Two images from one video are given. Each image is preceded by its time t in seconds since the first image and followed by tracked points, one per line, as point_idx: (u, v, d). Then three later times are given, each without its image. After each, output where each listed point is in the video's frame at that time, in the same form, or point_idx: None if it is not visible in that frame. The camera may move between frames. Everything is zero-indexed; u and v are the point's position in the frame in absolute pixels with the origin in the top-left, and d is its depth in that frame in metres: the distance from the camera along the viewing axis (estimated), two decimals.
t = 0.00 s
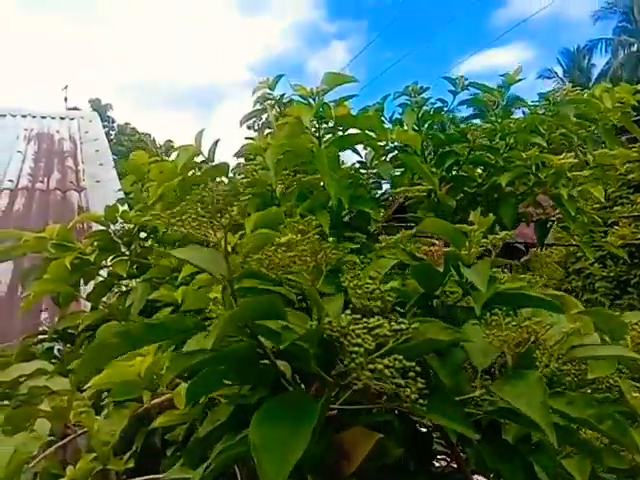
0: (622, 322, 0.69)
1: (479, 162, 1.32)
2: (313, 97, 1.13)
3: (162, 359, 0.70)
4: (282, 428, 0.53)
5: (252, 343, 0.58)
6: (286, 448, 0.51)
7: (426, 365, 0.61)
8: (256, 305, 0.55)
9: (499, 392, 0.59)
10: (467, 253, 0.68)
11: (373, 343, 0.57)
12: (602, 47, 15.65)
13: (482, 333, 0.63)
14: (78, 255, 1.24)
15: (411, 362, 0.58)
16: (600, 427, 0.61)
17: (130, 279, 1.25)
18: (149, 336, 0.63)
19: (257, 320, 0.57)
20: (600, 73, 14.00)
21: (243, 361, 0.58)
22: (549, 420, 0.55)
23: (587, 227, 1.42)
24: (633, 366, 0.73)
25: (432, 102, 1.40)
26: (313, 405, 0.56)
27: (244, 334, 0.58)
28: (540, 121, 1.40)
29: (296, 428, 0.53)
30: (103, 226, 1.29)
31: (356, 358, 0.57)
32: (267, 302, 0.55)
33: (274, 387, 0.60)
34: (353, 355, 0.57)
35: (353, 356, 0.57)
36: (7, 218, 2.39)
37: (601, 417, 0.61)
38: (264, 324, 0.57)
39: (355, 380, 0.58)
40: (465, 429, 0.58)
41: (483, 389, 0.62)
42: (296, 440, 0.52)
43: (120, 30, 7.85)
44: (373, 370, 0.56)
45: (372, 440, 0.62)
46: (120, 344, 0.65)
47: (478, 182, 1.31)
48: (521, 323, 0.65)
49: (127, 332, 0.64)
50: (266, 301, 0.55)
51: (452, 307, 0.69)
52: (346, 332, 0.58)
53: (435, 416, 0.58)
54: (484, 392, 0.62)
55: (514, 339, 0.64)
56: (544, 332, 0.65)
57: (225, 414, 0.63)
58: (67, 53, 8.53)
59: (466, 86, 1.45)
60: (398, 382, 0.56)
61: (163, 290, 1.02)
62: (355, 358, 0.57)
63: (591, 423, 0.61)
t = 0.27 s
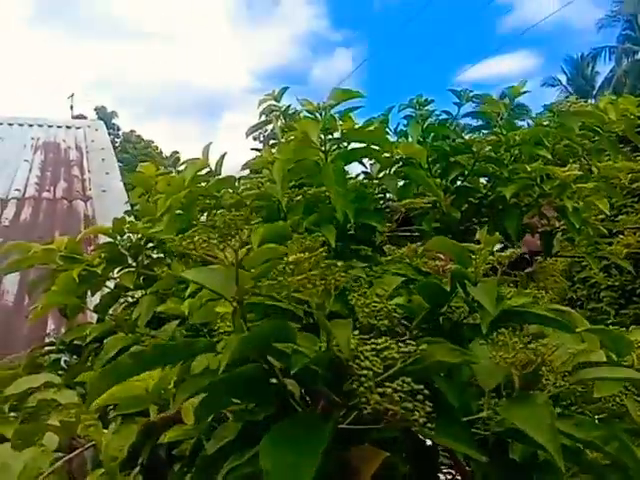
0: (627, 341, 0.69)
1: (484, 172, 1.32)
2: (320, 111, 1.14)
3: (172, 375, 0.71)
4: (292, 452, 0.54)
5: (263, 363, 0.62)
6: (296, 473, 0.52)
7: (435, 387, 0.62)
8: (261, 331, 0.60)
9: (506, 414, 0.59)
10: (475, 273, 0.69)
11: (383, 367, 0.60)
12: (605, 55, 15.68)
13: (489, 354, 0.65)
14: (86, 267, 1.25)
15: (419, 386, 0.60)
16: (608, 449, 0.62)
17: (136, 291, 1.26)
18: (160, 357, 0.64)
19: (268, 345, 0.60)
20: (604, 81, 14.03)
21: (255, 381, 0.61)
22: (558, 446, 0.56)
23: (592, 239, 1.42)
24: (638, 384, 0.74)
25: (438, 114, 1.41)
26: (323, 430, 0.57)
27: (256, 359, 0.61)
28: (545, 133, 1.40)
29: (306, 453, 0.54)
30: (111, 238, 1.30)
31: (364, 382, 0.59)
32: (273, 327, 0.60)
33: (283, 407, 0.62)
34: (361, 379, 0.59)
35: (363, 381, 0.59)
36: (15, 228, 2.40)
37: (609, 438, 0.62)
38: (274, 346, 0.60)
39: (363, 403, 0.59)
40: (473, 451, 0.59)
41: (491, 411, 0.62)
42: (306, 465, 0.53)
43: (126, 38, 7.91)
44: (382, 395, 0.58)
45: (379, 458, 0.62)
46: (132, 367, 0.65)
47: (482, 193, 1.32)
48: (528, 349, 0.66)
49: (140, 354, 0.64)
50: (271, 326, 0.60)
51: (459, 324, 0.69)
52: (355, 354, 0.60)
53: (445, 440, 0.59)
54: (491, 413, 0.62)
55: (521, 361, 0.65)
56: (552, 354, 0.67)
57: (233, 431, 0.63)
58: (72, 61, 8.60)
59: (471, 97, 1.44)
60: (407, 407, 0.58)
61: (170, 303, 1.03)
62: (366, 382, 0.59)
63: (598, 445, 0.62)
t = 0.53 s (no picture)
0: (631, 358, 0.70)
1: (486, 182, 1.34)
2: (324, 125, 1.16)
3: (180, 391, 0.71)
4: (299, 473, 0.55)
5: (271, 385, 0.63)
6: None
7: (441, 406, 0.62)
8: (275, 355, 0.60)
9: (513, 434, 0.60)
10: (479, 289, 0.71)
11: (391, 389, 0.61)
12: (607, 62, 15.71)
13: (495, 372, 0.65)
14: (92, 278, 1.26)
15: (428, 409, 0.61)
16: (614, 469, 0.62)
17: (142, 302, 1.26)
18: (170, 378, 0.64)
19: (281, 368, 0.60)
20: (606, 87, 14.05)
21: (262, 402, 0.62)
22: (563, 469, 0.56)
23: (595, 249, 1.43)
24: None
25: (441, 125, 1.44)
26: (331, 452, 0.57)
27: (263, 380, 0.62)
28: (548, 143, 1.40)
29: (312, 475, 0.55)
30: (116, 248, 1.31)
31: (371, 405, 0.60)
32: (287, 352, 0.60)
33: (290, 426, 0.63)
34: (367, 400, 0.60)
35: (370, 403, 0.60)
36: (20, 237, 2.42)
37: (615, 458, 0.62)
38: (283, 369, 0.60)
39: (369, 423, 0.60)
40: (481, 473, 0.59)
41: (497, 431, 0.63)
42: None
43: (128, 45, 7.95)
44: (390, 419, 0.60)
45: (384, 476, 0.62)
46: (141, 389, 0.64)
47: (483, 203, 1.34)
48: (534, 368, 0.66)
49: (150, 374, 0.63)
50: (285, 351, 0.60)
51: (464, 339, 0.70)
52: (362, 375, 0.61)
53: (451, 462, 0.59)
54: (497, 433, 0.63)
55: (526, 381, 0.65)
56: (558, 373, 0.67)
57: (240, 447, 0.64)
58: (75, 67, 8.64)
59: (474, 108, 1.49)
60: (415, 430, 0.59)
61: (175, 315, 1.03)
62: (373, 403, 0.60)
63: (604, 465, 0.62)
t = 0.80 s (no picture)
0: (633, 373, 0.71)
1: (488, 191, 1.34)
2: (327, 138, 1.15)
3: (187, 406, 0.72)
4: None
5: (279, 404, 0.63)
6: None
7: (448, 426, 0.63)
8: (285, 378, 0.60)
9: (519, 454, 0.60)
10: (485, 304, 0.72)
11: (398, 410, 0.61)
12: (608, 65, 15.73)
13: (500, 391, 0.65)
14: (97, 289, 1.25)
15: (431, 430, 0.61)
16: None
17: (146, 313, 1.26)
18: (179, 400, 0.64)
19: (291, 389, 0.60)
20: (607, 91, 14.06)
21: (269, 421, 0.63)
22: None
23: (598, 257, 1.43)
24: None
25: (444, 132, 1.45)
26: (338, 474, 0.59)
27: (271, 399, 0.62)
28: (551, 152, 1.41)
29: None
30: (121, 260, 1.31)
31: (379, 428, 0.60)
32: (296, 375, 0.60)
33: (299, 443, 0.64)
34: (375, 422, 0.61)
35: (378, 425, 0.61)
36: (24, 246, 2.43)
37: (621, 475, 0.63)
38: (292, 391, 0.61)
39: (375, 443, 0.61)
40: None
41: (502, 453, 0.62)
42: None
43: (130, 52, 7.98)
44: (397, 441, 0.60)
45: None
46: (150, 410, 0.64)
47: (485, 213, 1.35)
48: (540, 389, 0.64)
49: (159, 397, 0.64)
50: (294, 374, 0.60)
51: (468, 355, 0.71)
52: (369, 397, 0.62)
53: None
54: (503, 452, 0.62)
55: (531, 400, 0.64)
56: (564, 393, 0.65)
57: (247, 463, 0.63)
58: (78, 74, 8.68)
59: (476, 118, 1.50)
60: (422, 452, 0.59)
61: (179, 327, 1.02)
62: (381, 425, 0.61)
63: None
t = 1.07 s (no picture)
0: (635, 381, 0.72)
1: (490, 195, 1.35)
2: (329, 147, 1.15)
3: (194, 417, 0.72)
4: None
5: (284, 417, 0.63)
6: None
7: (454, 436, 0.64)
8: (292, 394, 0.59)
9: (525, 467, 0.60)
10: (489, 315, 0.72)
11: (403, 423, 0.63)
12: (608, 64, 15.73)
13: (505, 402, 0.66)
14: (101, 297, 1.25)
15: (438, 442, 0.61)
16: None
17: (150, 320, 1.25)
18: (186, 413, 0.64)
19: (298, 404, 0.61)
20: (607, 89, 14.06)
21: (276, 433, 0.63)
22: None
23: (599, 259, 1.43)
24: None
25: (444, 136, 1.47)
26: None
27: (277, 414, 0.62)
28: (552, 155, 1.41)
29: None
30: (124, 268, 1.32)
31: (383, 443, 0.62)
32: (303, 390, 0.60)
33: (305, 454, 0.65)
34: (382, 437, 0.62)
35: (384, 440, 0.62)
36: (26, 253, 2.43)
37: None
38: (299, 406, 0.61)
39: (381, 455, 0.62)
40: None
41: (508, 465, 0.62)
42: None
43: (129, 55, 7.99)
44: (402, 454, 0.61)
45: None
46: (160, 425, 0.65)
47: (487, 214, 1.36)
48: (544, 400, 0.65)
49: (168, 411, 0.64)
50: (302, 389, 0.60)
51: (472, 363, 0.73)
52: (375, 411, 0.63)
53: None
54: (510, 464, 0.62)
55: (535, 412, 0.65)
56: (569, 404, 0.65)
57: (254, 472, 0.63)
58: (77, 78, 8.69)
59: (476, 121, 1.51)
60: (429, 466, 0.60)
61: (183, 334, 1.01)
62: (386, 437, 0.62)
63: None
